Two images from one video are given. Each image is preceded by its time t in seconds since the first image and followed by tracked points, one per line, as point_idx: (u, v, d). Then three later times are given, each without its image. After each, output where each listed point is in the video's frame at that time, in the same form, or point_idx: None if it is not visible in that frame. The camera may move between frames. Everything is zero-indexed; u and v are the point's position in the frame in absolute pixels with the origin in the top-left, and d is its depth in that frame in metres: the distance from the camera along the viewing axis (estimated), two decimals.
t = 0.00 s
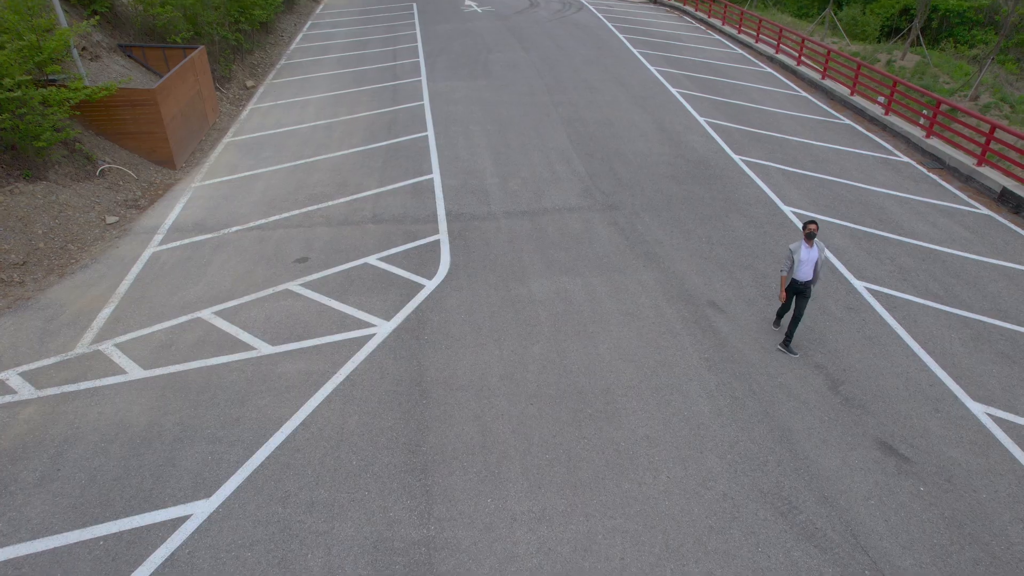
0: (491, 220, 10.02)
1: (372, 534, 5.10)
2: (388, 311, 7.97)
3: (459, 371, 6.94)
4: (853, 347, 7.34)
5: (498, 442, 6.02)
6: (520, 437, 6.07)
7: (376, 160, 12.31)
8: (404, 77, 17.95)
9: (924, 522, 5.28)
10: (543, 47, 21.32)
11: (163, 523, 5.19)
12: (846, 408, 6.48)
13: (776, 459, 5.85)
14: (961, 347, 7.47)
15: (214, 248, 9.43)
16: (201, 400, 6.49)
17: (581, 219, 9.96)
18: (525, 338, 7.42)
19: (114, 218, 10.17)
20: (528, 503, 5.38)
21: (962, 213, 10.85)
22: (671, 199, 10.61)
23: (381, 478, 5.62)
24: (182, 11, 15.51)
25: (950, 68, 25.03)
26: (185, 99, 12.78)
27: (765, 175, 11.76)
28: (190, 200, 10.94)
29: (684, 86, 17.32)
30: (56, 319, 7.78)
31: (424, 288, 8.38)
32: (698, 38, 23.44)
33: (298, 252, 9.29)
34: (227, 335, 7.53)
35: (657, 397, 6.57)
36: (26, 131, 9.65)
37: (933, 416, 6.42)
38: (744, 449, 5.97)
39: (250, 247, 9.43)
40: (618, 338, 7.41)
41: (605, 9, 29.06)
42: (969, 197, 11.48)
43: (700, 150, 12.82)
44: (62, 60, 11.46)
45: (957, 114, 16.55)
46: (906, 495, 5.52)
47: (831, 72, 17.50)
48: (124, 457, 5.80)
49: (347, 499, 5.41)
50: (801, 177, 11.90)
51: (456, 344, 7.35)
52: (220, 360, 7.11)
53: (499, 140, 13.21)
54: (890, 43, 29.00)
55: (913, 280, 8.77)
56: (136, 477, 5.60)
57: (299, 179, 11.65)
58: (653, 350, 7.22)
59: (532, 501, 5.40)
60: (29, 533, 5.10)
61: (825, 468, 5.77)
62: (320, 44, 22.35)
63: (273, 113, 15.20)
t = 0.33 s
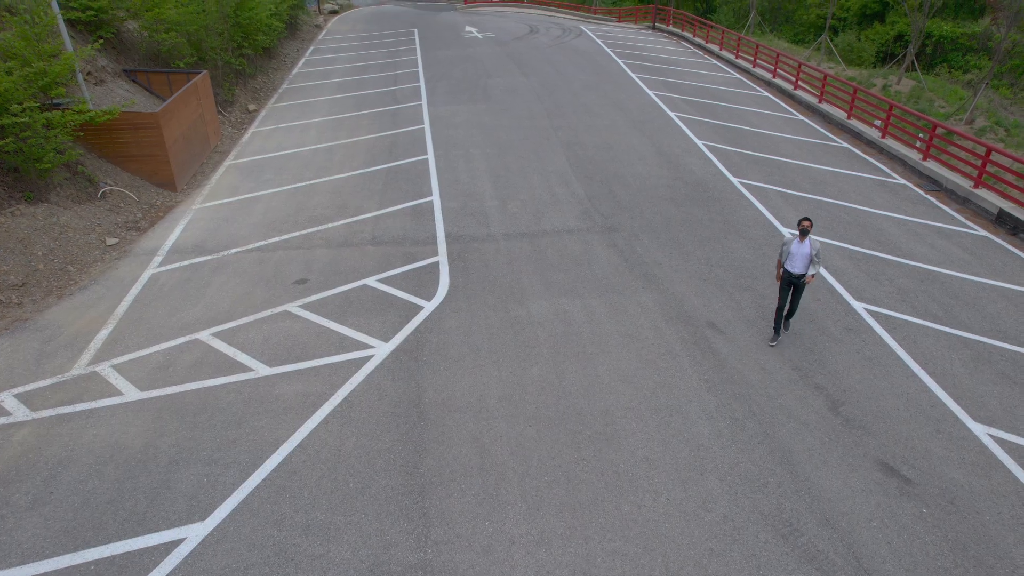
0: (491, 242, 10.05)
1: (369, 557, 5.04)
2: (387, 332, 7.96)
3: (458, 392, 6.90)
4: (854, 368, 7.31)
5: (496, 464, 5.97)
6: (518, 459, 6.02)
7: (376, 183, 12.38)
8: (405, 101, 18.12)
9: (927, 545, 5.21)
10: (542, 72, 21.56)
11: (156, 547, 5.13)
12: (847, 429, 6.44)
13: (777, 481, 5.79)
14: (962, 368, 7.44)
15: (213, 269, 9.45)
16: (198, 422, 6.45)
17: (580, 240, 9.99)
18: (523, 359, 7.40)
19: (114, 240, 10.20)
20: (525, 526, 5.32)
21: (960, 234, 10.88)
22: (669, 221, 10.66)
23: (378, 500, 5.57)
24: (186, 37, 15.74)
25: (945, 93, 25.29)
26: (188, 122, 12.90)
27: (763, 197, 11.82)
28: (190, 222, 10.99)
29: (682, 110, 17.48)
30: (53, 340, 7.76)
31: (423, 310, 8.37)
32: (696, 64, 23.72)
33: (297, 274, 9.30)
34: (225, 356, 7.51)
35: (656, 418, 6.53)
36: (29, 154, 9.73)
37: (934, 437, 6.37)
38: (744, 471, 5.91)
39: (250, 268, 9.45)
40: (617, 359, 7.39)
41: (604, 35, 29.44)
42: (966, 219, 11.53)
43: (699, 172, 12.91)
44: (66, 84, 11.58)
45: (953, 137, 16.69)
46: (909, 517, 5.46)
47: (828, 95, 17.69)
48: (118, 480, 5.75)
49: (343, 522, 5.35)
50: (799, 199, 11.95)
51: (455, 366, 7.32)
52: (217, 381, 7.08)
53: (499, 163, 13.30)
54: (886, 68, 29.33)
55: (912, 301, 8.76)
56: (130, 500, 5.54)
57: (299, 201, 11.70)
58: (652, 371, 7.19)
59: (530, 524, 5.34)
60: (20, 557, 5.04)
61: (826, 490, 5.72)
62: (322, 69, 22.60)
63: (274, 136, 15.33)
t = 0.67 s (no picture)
0: (462, 253, 10.03)
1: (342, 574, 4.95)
2: (358, 345, 7.88)
3: (431, 404, 6.84)
4: (823, 370, 7.40)
5: (471, 475, 5.92)
6: (493, 470, 5.98)
7: (346, 196, 12.30)
8: (375, 114, 18.06)
9: (898, 542, 5.28)
10: (511, 84, 21.67)
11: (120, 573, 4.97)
12: (818, 430, 6.51)
13: (750, 484, 5.83)
14: (927, 367, 7.59)
15: (180, 285, 9.28)
16: (163, 442, 6.30)
17: (551, 250, 10.01)
18: (496, 369, 7.37)
19: (75, 257, 9.98)
20: (501, 538, 5.27)
21: (922, 237, 11.14)
22: (640, 229, 10.74)
23: (351, 516, 5.48)
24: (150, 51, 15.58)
25: (904, 101, 25.97)
26: (152, 137, 12.70)
27: (731, 203, 11.98)
28: (156, 238, 10.79)
29: (650, 119, 17.68)
30: (11, 362, 7.54)
31: (394, 322, 8.31)
32: (663, 74, 24.04)
33: (266, 289, 9.17)
34: (192, 374, 7.36)
35: (630, 425, 6.53)
36: None
37: (902, 435, 6.47)
38: (719, 475, 5.94)
39: (217, 284, 9.29)
40: (591, 367, 7.39)
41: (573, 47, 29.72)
42: (927, 222, 11.79)
43: (667, 180, 13.06)
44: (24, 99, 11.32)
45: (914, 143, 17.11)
46: (880, 515, 5.52)
47: (793, 104, 18.03)
48: (79, 504, 5.58)
49: (316, 539, 5.25)
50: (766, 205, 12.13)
51: (428, 378, 7.26)
52: (184, 400, 6.93)
53: (469, 175, 13.31)
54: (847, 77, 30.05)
55: (878, 303, 8.92)
56: (92, 525, 5.38)
57: (268, 215, 11.57)
58: (625, 378, 7.20)
59: (506, 535, 5.29)
60: None
61: (799, 491, 5.76)
62: (290, 82, 22.45)
63: (242, 150, 15.16)
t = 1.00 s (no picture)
0: (415, 274, 9.91)
1: None
2: (308, 373, 7.66)
3: (384, 431, 6.67)
4: (775, 380, 7.48)
5: (426, 502, 5.77)
6: (448, 496, 5.84)
7: (296, 219, 12.07)
8: (325, 136, 17.85)
9: (853, 549, 5.31)
10: (464, 104, 21.72)
11: None
12: (772, 440, 6.55)
13: (708, 498, 5.81)
14: (875, 373, 7.74)
15: (120, 316, 8.92)
16: (100, 483, 5.98)
17: (505, 268, 9.96)
18: (451, 392, 7.24)
19: (6, 290, 9.53)
20: (458, 566, 5.13)
21: (865, 246, 11.46)
22: (593, 245, 10.79)
23: (301, 552, 5.27)
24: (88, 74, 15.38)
25: (844, 114, 26.91)
26: (90, 162, 12.27)
27: (682, 218, 12.15)
28: (94, 267, 10.39)
29: (601, 137, 17.89)
30: None
31: (346, 347, 8.11)
32: (613, 92, 24.44)
33: (212, 317, 8.88)
34: (132, 409, 7.04)
35: (587, 444, 6.47)
36: None
37: (853, 442, 6.56)
38: (676, 490, 5.91)
39: (160, 314, 8.96)
40: (546, 386, 7.32)
41: (524, 66, 30.00)
42: (869, 231, 12.13)
43: (620, 196, 13.19)
44: None
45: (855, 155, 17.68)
46: (834, 523, 5.56)
47: (739, 118, 18.47)
48: (5, 555, 5.25)
49: None
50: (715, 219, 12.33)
51: (381, 403, 7.09)
52: (123, 437, 6.61)
53: (422, 195, 13.21)
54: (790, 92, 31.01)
55: (826, 311, 9.10)
56: None
57: (214, 241, 11.27)
58: (581, 396, 7.15)
59: (462, 563, 5.15)
60: None
61: (755, 503, 5.77)
62: (237, 105, 22.08)
63: (187, 175, 14.78)
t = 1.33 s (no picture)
0: (355, 311, 9.56)
1: None
2: (239, 422, 7.19)
3: (321, 481, 6.28)
4: (724, 406, 7.40)
5: (367, 558, 5.40)
6: (391, 549, 5.49)
7: (229, 258, 11.58)
8: (262, 171, 17.37)
9: None
10: (404, 135, 21.52)
11: None
12: (724, 469, 6.43)
13: (662, 535, 5.62)
14: (820, 394, 7.75)
15: (32, 369, 8.28)
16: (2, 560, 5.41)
17: (448, 302, 9.71)
18: (392, 436, 6.90)
19: None
20: None
21: (803, 266, 11.66)
22: (538, 275, 10.65)
23: None
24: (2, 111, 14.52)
25: (777, 139, 27.83)
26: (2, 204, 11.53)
27: (625, 244, 12.16)
28: (5, 316, 9.68)
29: (543, 165, 17.93)
30: None
31: (281, 393, 7.69)
32: (554, 121, 24.67)
33: (136, 365, 8.33)
34: (41, 473, 6.45)
35: (536, 483, 6.22)
36: None
37: (804, 466, 6.49)
38: (629, 528, 5.70)
39: (78, 364, 8.36)
40: (492, 424, 7.06)
41: (465, 96, 30.08)
42: (806, 252, 12.38)
43: (562, 224, 13.14)
44: None
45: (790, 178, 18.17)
46: (790, 553, 5.44)
47: (677, 145, 18.81)
48: None
49: None
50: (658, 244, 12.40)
51: (318, 452, 6.70)
52: (30, 505, 6.04)
53: (362, 228, 12.89)
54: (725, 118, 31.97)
55: (770, 333, 9.14)
56: None
57: (140, 283, 10.67)
58: (529, 433, 6.91)
59: None
60: None
61: (710, 536, 5.61)
62: (170, 140, 21.38)
63: (112, 214, 14.08)
